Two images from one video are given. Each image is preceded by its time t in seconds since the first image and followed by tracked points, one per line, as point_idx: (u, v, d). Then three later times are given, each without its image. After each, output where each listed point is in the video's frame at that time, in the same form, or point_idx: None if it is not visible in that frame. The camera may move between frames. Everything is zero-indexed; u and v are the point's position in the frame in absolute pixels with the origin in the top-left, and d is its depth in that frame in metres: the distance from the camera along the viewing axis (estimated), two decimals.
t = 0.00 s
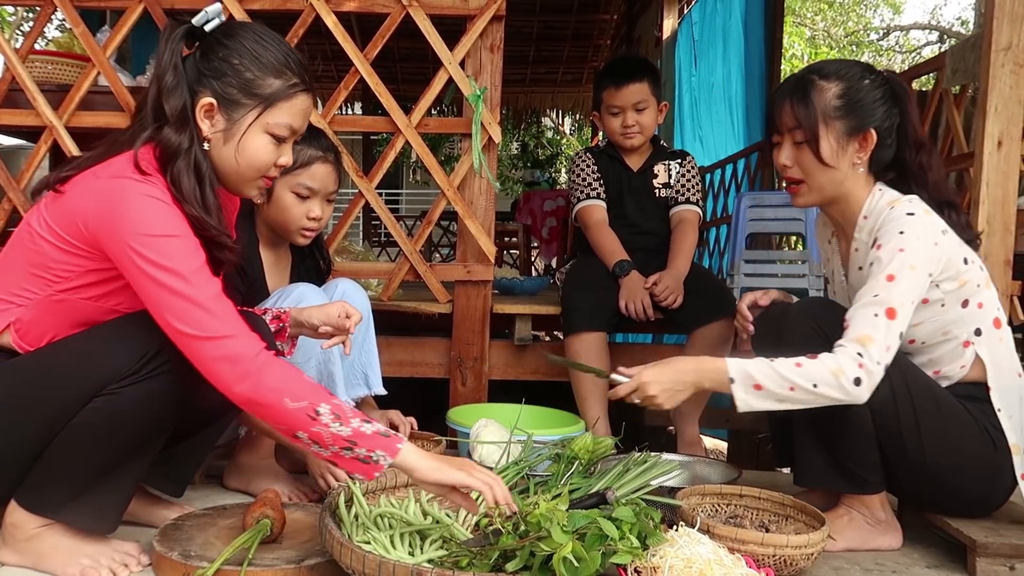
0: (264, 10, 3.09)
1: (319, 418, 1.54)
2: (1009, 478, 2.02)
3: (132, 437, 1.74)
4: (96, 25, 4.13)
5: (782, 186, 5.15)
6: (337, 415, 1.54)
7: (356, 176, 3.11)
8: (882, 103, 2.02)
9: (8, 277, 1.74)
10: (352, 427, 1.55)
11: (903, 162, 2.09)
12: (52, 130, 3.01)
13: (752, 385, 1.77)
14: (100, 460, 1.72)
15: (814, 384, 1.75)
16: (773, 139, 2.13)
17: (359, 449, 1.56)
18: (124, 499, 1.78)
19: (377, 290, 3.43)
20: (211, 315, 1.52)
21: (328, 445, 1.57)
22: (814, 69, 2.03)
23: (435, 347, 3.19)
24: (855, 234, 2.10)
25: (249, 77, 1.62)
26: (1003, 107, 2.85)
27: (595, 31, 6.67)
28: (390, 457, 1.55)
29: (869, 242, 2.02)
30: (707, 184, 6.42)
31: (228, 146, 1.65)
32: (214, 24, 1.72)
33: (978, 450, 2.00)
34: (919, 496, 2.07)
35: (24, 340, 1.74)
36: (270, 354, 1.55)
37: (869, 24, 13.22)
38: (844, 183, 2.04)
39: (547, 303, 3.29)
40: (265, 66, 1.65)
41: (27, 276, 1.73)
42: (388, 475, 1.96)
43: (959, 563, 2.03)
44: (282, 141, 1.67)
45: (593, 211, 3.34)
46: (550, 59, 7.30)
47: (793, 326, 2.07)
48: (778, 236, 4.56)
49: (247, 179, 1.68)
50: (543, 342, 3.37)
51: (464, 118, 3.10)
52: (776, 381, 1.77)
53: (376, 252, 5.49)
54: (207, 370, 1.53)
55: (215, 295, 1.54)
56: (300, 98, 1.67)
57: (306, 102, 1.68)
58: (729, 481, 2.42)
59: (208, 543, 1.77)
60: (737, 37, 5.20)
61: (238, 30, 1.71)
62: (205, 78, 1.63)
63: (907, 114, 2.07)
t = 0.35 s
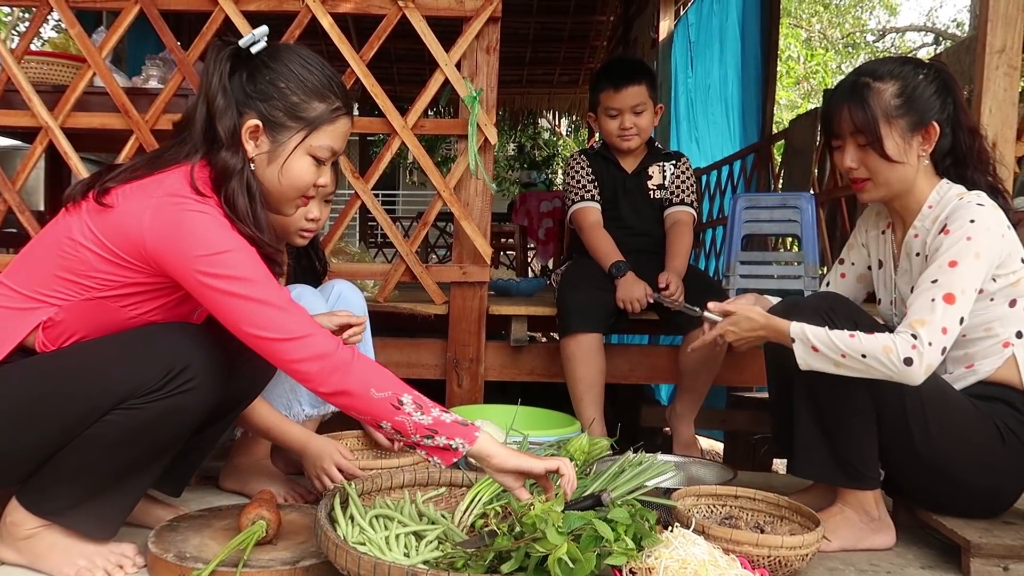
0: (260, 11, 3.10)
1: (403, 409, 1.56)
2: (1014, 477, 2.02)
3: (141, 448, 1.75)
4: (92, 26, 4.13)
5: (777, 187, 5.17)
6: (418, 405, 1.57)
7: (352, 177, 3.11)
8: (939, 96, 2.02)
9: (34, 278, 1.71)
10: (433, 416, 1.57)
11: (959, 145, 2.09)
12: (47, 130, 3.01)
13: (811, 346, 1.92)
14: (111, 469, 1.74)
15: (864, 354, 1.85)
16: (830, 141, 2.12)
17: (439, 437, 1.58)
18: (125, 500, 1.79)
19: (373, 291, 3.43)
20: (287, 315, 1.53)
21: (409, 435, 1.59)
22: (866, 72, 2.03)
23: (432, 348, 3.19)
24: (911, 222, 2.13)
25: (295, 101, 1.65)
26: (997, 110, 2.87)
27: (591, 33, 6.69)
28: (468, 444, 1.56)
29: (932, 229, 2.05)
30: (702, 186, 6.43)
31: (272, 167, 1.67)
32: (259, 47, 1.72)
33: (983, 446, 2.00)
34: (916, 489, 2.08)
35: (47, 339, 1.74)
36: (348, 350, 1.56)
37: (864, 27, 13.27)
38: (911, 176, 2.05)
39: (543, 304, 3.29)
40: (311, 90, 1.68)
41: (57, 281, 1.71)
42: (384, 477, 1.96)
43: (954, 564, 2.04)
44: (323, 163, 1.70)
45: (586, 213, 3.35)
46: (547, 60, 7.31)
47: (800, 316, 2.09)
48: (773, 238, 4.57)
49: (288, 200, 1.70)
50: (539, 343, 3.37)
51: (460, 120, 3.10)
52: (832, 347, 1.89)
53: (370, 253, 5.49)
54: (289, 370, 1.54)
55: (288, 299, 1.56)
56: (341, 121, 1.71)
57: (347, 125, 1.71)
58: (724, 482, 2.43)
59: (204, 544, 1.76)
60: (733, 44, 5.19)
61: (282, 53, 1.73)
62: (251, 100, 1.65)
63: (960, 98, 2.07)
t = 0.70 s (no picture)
0: (260, 14, 3.11)
1: (381, 365, 1.56)
2: (1009, 483, 2.02)
3: (141, 443, 1.75)
4: (91, 29, 4.13)
5: (775, 191, 5.18)
6: (396, 358, 1.58)
7: (351, 180, 3.11)
8: (955, 101, 2.04)
9: (23, 278, 1.72)
10: (413, 366, 1.57)
11: (968, 151, 2.10)
12: (46, 133, 3.01)
13: (795, 362, 1.88)
14: (110, 469, 1.74)
15: (850, 352, 1.84)
16: (843, 140, 2.11)
17: (425, 387, 1.57)
18: (124, 501, 1.79)
19: (371, 294, 3.43)
20: (257, 289, 1.52)
21: (394, 394, 1.57)
22: (887, 71, 2.04)
23: (430, 351, 3.20)
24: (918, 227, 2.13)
25: (276, 95, 1.67)
26: (994, 114, 2.88)
27: (589, 36, 6.70)
28: (454, 387, 1.57)
29: (938, 233, 2.05)
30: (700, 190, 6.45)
31: (255, 162, 1.69)
32: (242, 43, 1.75)
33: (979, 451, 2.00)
34: (910, 494, 2.09)
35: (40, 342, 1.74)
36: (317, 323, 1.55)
37: (861, 31, 13.33)
38: (921, 179, 2.06)
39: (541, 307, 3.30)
40: (292, 84, 1.69)
41: (46, 282, 1.71)
42: (382, 480, 1.96)
43: (950, 568, 2.04)
44: (307, 157, 1.72)
45: (584, 217, 3.36)
46: (545, 63, 7.32)
47: (793, 323, 2.09)
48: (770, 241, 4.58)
49: (273, 194, 1.72)
50: (537, 346, 3.37)
51: (458, 123, 3.11)
52: (815, 357, 1.87)
53: (368, 255, 5.50)
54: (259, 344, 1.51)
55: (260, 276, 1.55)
56: (324, 115, 1.72)
57: (329, 118, 1.73)
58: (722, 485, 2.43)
59: (202, 547, 1.76)
60: (730, 46, 5.21)
61: (263, 48, 1.74)
62: (232, 95, 1.67)
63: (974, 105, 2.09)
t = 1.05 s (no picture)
0: (260, 21, 3.10)
1: (188, 302, 1.49)
2: (1007, 489, 2.01)
3: (110, 422, 1.75)
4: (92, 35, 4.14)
5: (774, 198, 5.19)
6: (202, 290, 1.51)
7: (351, 186, 3.11)
8: (947, 109, 2.05)
9: None
10: (225, 293, 1.53)
11: (959, 159, 2.11)
12: (46, 138, 3.01)
13: (802, 409, 1.84)
14: (87, 448, 1.73)
15: (858, 389, 1.82)
16: (836, 148, 2.12)
17: (243, 311, 1.53)
18: (106, 495, 1.78)
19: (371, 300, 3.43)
20: (80, 246, 1.47)
21: (212, 328, 1.52)
22: (879, 79, 2.04)
23: (429, 357, 3.20)
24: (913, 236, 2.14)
25: (173, 60, 1.62)
26: (992, 123, 2.89)
27: (589, 43, 6.72)
28: (277, 299, 1.56)
29: (932, 244, 2.06)
30: (699, 197, 6.47)
31: (156, 131, 1.64)
32: (144, 14, 1.70)
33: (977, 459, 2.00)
34: (910, 502, 2.09)
35: None
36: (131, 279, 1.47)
37: (858, 39, 13.41)
38: (912, 188, 2.06)
39: (540, 314, 3.30)
40: (190, 50, 1.65)
41: None
42: (381, 486, 1.96)
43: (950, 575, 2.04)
44: (214, 125, 1.67)
45: (584, 224, 3.36)
46: (544, 70, 7.34)
47: (790, 329, 2.10)
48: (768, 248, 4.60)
49: (181, 164, 1.66)
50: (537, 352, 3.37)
51: (458, 130, 3.12)
52: (824, 401, 1.84)
53: (367, 261, 5.50)
54: (71, 304, 1.44)
55: (99, 235, 1.50)
56: (227, 79, 1.67)
57: (234, 82, 1.67)
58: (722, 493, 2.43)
59: (200, 553, 1.76)
60: (729, 51, 5.12)
61: (168, 18, 1.70)
62: (130, 64, 1.62)
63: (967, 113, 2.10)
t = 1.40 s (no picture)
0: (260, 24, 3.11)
1: (57, 275, 1.52)
2: (1007, 493, 2.02)
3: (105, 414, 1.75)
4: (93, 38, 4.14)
5: (774, 202, 5.20)
6: (72, 263, 1.53)
7: (350, 189, 3.11)
8: (938, 115, 2.06)
9: None
10: (96, 266, 1.55)
11: (947, 162, 2.11)
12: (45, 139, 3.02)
13: (864, 469, 1.87)
14: (80, 438, 1.72)
15: (917, 447, 1.86)
16: (830, 157, 2.11)
17: (116, 284, 1.57)
18: (103, 490, 1.77)
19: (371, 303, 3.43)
20: None
21: (85, 301, 1.56)
22: (870, 87, 2.04)
23: (429, 360, 3.19)
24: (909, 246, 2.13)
25: (80, 32, 1.60)
26: (992, 126, 2.90)
27: (589, 47, 6.73)
28: (153, 272, 1.59)
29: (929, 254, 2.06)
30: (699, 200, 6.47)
31: (71, 106, 1.62)
32: None
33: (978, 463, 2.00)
34: (911, 508, 2.08)
35: None
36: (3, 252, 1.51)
37: (858, 43, 13.45)
38: (909, 195, 2.06)
39: (540, 317, 3.30)
40: (98, 20, 1.62)
41: None
42: (381, 489, 1.96)
43: None
44: (130, 95, 1.65)
45: (583, 227, 3.37)
46: (544, 74, 7.35)
47: (790, 334, 2.10)
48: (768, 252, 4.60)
49: (102, 137, 1.65)
50: (537, 355, 3.37)
51: (458, 133, 3.12)
52: (883, 459, 1.87)
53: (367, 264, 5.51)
54: None
55: None
56: (139, 47, 1.64)
57: (146, 50, 1.65)
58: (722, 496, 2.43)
59: (199, 556, 1.76)
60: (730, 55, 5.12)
61: None
62: (39, 40, 1.60)
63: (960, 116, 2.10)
